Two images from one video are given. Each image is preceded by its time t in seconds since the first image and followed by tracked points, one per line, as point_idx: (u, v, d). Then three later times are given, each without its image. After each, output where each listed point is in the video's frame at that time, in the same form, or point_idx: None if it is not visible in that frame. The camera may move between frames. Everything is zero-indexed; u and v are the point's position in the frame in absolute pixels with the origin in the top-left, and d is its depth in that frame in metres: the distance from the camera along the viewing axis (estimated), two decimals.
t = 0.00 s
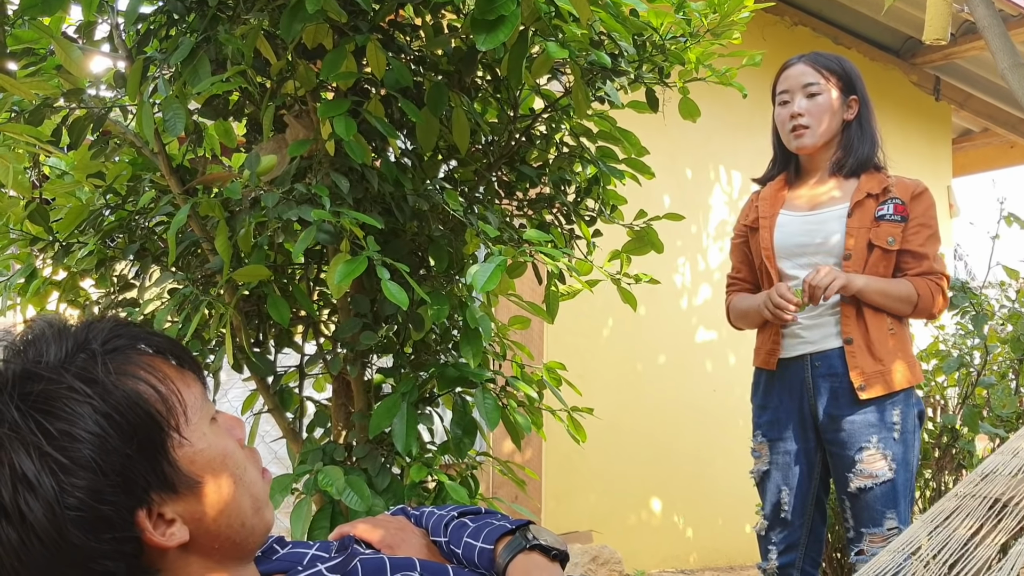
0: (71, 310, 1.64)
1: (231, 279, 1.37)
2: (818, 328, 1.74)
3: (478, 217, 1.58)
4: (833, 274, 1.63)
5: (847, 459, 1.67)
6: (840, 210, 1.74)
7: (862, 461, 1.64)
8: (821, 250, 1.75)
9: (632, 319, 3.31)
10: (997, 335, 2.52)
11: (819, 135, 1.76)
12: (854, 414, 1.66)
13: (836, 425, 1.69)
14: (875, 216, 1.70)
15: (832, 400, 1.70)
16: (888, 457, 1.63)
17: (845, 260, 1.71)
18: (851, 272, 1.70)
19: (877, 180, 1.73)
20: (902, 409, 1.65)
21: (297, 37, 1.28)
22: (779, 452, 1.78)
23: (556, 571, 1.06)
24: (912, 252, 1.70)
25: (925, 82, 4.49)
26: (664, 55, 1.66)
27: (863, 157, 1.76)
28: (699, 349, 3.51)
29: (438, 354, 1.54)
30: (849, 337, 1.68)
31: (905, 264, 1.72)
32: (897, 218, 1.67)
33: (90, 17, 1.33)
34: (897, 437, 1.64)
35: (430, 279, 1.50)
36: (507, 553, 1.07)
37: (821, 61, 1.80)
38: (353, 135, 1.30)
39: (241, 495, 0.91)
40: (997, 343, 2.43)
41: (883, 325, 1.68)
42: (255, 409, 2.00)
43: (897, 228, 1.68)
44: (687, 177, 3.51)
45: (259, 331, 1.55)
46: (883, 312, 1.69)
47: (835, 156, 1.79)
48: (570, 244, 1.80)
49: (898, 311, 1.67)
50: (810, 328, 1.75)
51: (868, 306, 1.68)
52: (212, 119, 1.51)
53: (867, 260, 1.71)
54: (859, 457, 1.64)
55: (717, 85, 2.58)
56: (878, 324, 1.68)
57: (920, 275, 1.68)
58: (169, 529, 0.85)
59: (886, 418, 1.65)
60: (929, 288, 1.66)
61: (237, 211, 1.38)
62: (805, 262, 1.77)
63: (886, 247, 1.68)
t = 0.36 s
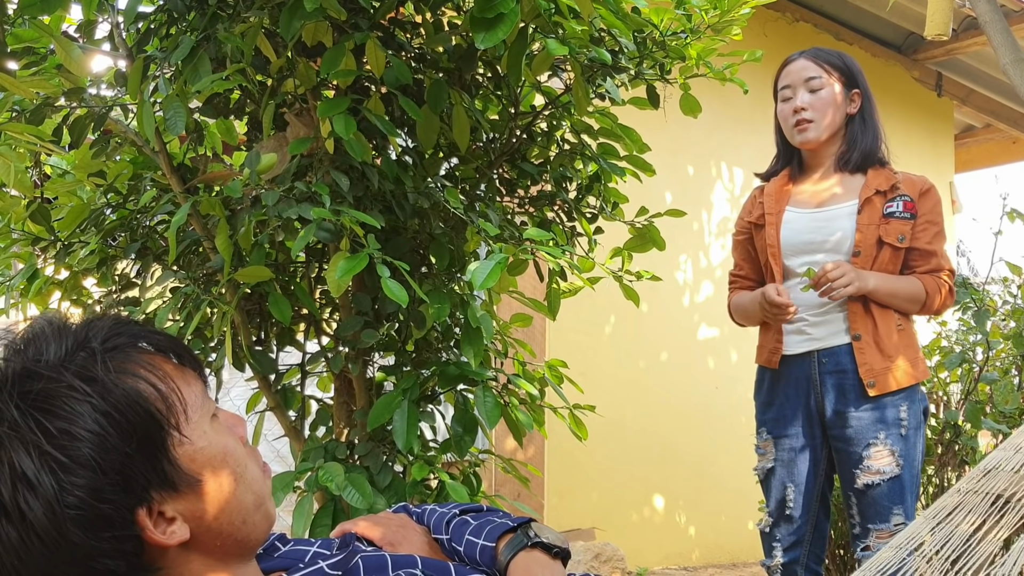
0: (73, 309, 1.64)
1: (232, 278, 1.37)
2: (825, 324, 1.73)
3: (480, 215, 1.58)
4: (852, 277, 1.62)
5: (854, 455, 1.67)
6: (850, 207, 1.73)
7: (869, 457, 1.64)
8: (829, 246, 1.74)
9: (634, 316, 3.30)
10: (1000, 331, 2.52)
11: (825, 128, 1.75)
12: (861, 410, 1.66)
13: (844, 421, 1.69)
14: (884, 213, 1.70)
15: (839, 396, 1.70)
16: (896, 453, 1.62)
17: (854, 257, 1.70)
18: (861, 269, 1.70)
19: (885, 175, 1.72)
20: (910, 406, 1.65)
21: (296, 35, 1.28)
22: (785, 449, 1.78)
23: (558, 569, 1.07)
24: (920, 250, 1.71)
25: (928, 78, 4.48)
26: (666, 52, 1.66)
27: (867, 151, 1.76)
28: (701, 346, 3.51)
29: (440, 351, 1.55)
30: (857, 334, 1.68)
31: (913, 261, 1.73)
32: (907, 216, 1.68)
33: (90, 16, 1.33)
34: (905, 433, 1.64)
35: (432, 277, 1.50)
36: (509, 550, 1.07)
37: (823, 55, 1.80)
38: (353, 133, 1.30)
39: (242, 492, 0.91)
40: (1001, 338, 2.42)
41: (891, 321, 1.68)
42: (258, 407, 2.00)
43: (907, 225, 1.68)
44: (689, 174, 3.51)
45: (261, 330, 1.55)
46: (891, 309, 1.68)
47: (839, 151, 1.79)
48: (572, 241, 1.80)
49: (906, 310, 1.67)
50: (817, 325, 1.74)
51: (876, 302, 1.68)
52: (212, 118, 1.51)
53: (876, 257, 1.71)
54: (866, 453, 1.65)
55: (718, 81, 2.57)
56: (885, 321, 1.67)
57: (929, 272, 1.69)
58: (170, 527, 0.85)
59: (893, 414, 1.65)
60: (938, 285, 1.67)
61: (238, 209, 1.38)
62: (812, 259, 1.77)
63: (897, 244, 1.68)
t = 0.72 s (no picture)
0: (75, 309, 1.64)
1: (235, 276, 1.37)
2: (829, 321, 1.74)
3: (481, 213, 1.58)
4: (853, 289, 1.61)
5: (857, 452, 1.67)
6: (855, 205, 1.73)
7: (872, 454, 1.64)
8: (833, 245, 1.74)
9: (636, 313, 3.31)
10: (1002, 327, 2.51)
11: (831, 128, 1.75)
12: (864, 408, 1.66)
13: (847, 418, 1.69)
14: (889, 211, 1.70)
15: (842, 393, 1.70)
16: (899, 450, 1.62)
17: (859, 254, 1.70)
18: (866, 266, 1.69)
19: (891, 173, 1.73)
20: (913, 403, 1.65)
21: (298, 34, 1.28)
22: (788, 445, 1.78)
23: (560, 565, 1.07)
24: (926, 248, 1.71)
25: (929, 74, 4.48)
26: (666, 49, 1.66)
27: (874, 150, 1.76)
28: (703, 343, 3.51)
29: (442, 349, 1.55)
30: (862, 332, 1.68)
31: (918, 259, 1.73)
32: (913, 213, 1.68)
33: (92, 15, 1.33)
34: (907, 430, 1.64)
35: (433, 275, 1.50)
36: (511, 547, 1.07)
37: (831, 52, 1.79)
38: (354, 131, 1.30)
39: (244, 489, 0.91)
40: (1004, 334, 2.42)
41: (895, 319, 1.68)
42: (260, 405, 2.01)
43: (912, 223, 1.68)
44: (691, 171, 3.51)
45: (263, 328, 1.55)
46: (895, 308, 1.69)
47: (845, 150, 1.79)
48: (573, 238, 1.80)
49: (910, 308, 1.67)
50: (821, 321, 1.75)
51: (881, 302, 1.68)
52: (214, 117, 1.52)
53: (881, 255, 1.70)
54: (869, 450, 1.65)
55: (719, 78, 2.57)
56: (890, 320, 1.68)
57: (933, 270, 1.70)
58: (172, 524, 0.85)
59: (896, 411, 1.65)
60: (943, 284, 1.67)
61: (240, 207, 1.39)
62: (818, 256, 1.76)
63: (902, 242, 1.68)
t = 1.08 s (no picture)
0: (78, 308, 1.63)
1: (237, 275, 1.37)
2: (834, 320, 1.74)
3: (484, 212, 1.59)
4: (851, 297, 1.63)
5: (860, 450, 1.67)
6: (864, 206, 1.73)
7: (875, 453, 1.64)
8: (841, 245, 1.74)
9: (639, 312, 3.31)
10: (1005, 325, 2.51)
11: (810, 127, 1.77)
12: (867, 406, 1.66)
13: (850, 416, 1.69)
14: (898, 214, 1.70)
15: (846, 390, 1.70)
16: (902, 450, 1.62)
17: (866, 258, 1.70)
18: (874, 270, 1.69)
19: (901, 176, 1.72)
20: (917, 402, 1.65)
21: (300, 32, 1.28)
22: (791, 443, 1.78)
23: (562, 566, 1.06)
24: (934, 252, 1.72)
25: (932, 72, 4.47)
26: (667, 47, 1.66)
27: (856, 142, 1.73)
28: (706, 341, 3.51)
29: (444, 348, 1.56)
30: (865, 336, 1.68)
31: (926, 262, 1.74)
32: (922, 218, 1.68)
33: (95, 15, 1.33)
34: (911, 428, 1.64)
35: (436, 273, 1.51)
36: (513, 547, 1.07)
37: (833, 50, 1.79)
38: (356, 129, 1.31)
39: (249, 488, 0.91)
40: (1007, 332, 2.42)
41: (902, 323, 1.69)
42: (263, 404, 2.01)
43: (921, 228, 1.68)
44: (692, 169, 3.51)
45: (266, 327, 1.55)
46: (901, 310, 1.70)
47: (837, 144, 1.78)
48: (575, 237, 1.80)
49: (918, 312, 1.68)
50: (825, 321, 1.74)
51: (888, 307, 1.69)
52: (216, 116, 1.52)
53: (889, 258, 1.70)
54: (873, 448, 1.65)
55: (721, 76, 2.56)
56: (896, 324, 1.69)
57: (940, 274, 1.71)
58: (177, 523, 0.85)
59: (900, 410, 1.65)
60: (950, 286, 1.68)
61: (243, 206, 1.39)
62: (826, 256, 1.76)
63: (910, 247, 1.69)
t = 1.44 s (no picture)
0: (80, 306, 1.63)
1: (238, 273, 1.37)
2: (835, 317, 1.73)
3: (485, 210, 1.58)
4: (836, 285, 1.65)
5: (863, 448, 1.67)
6: (866, 203, 1.72)
7: (878, 451, 1.64)
8: (846, 242, 1.74)
9: (641, 310, 3.31)
10: (1006, 323, 2.51)
11: (824, 127, 1.74)
12: (869, 405, 1.66)
13: (852, 414, 1.69)
14: (900, 211, 1.68)
15: (849, 387, 1.70)
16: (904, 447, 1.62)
17: (866, 256, 1.71)
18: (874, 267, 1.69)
19: (902, 174, 1.70)
20: (920, 400, 1.65)
21: (301, 30, 1.27)
22: (795, 440, 1.78)
23: (559, 569, 1.06)
24: (937, 248, 1.69)
25: (933, 70, 4.47)
26: (669, 45, 1.65)
27: (875, 145, 1.72)
28: (707, 339, 3.51)
29: (445, 346, 1.56)
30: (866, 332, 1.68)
31: (930, 258, 1.71)
32: (923, 215, 1.66)
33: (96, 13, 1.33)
34: (913, 426, 1.64)
35: (437, 271, 1.51)
36: (510, 549, 1.07)
37: (842, 48, 1.76)
38: (358, 127, 1.30)
39: (264, 482, 0.91)
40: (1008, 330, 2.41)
41: (905, 321, 1.67)
42: (264, 402, 2.00)
43: (923, 224, 1.66)
44: (694, 167, 3.50)
45: (267, 325, 1.55)
46: (903, 307, 1.68)
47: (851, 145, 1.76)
48: (576, 235, 1.80)
49: (920, 309, 1.66)
50: (828, 318, 1.74)
51: (890, 302, 1.68)
52: (217, 114, 1.51)
53: (890, 256, 1.70)
54: (875, 447, 1.65)
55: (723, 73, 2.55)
56: (900, 321, 1.67)
57: (944, 270, 1.68)
58: (197, 507, 0.84)
59: (903, 408, 1.64)
60: (952, 283, 1.65)
61: (244, 204, 1.38)
62: (828, 254, 1.77)
63: (911, 244, 1.67)
